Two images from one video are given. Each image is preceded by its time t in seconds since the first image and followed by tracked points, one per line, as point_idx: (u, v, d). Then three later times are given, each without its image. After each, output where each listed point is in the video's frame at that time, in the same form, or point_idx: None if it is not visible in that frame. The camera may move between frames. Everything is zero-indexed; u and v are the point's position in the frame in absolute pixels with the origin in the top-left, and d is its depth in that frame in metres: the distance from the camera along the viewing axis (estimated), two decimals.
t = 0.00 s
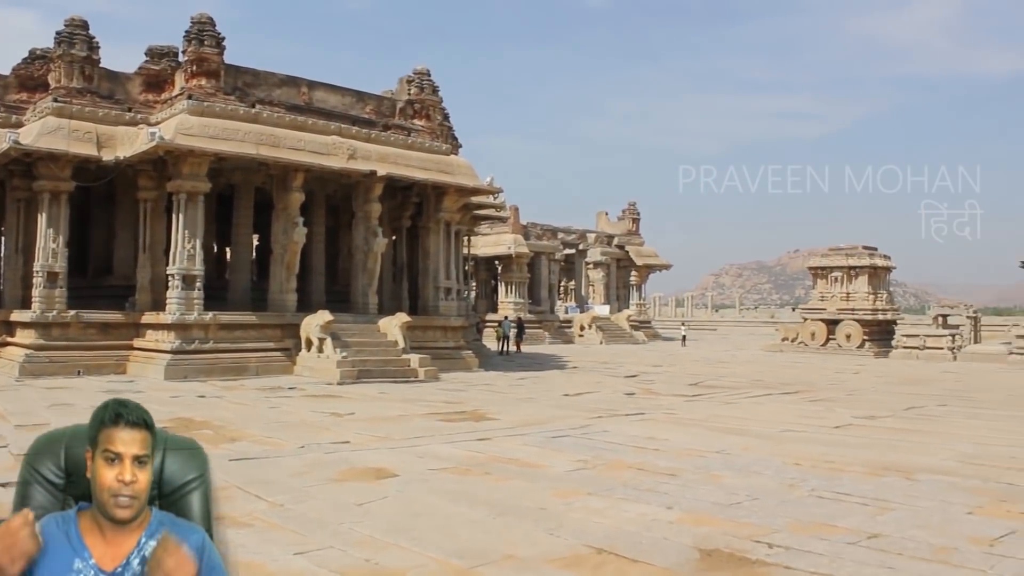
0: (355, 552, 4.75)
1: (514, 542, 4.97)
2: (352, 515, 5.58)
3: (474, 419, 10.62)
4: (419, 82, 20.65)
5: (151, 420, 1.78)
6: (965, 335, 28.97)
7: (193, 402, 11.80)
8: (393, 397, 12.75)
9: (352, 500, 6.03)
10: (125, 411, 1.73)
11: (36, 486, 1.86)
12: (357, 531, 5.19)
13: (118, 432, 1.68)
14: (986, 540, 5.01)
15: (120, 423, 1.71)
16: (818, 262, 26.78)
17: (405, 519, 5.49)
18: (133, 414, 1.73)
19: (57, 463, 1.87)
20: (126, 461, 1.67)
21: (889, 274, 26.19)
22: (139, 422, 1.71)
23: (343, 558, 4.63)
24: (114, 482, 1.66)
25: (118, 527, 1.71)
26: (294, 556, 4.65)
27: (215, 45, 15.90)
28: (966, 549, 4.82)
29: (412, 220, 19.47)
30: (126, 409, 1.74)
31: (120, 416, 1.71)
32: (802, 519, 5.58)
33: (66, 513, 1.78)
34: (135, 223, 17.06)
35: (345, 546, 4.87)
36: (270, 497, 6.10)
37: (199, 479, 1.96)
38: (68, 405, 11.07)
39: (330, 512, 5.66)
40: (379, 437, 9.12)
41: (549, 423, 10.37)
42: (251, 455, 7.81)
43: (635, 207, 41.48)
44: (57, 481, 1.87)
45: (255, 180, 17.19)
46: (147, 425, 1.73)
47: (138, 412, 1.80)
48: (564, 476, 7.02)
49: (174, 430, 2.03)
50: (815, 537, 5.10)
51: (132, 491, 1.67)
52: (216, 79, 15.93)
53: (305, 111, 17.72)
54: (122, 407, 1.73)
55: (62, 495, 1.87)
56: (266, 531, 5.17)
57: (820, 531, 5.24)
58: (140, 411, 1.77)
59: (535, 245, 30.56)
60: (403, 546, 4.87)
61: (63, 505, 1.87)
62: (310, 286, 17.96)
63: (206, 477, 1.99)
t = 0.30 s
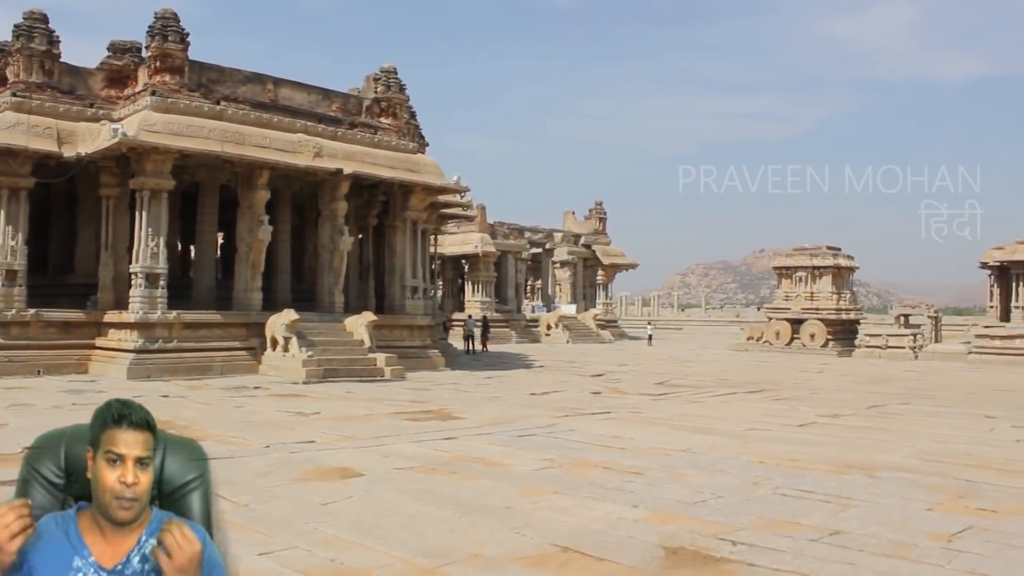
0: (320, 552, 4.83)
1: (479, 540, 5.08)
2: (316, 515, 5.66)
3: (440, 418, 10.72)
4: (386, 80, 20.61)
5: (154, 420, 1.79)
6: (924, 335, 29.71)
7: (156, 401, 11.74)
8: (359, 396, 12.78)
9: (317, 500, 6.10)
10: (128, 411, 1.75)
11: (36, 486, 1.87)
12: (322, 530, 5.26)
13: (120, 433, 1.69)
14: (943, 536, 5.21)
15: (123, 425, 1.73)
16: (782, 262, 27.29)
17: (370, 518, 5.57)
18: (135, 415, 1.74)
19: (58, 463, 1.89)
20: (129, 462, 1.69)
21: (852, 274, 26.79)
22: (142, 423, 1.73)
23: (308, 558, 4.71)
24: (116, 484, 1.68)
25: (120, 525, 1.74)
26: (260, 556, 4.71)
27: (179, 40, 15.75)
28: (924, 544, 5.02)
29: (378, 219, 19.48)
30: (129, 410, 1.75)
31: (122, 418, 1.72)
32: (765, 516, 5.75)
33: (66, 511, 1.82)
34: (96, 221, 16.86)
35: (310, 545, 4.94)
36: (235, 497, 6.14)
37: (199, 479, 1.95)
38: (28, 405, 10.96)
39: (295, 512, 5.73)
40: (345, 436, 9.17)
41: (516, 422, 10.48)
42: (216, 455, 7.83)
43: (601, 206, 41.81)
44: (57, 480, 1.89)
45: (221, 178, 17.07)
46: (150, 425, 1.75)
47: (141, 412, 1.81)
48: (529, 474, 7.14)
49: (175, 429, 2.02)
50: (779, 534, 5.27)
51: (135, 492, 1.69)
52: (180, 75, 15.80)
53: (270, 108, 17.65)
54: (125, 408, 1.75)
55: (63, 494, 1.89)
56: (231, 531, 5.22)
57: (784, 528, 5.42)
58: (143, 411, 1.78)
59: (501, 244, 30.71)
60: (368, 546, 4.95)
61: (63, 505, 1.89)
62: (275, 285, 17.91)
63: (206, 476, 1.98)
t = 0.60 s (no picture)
0: (298, 551, 4.87)
1: (457, 540, 5.14)
2: (295, 515, 5.70)
3: (419, 417, 10.77)
4: (365, 78, 20.58)
5: (154, 421, 1.81)
6: (901, 334, 30.11)
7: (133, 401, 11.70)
8: (338, 396, 12.80)
9: (295, 499, 6.14)
10: (129, 412, 1.76)
11: (36, 486, 1.96)
12: (300, 530, 5.31)
13: (120, 432, 1.71)
14: (918, 533, 5.34)
15: (124, 423, 1.74)
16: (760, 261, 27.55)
17: (349, 518, 5.62)
18: (136, 415, 1.76)
19: (57, 463, 1.98)
20: (129, 462, 1.71)
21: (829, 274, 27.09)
22: (142, 422, 1.75)
23: (286, 558, 4.75)
24: (116, 483, 1.69)
25: (119, 525, 1.74)
26: (237, 556, 4.75)
27: (157, 37, 15.67)
28: (899, 542, 5.14)
29: (357, 218, 19.48)
30: (129, 410, 1.77)
31: (123, 417, 1.74)
32: (743, 514, 5.86)
33: (65, 512, 1.82)
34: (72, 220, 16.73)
35: (288, 545, 4.98)
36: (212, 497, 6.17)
37: (199, 479, 2.02)
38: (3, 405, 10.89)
39: (273, 511, 5.77)
40: (323, 436, 9.20)
41: (495, 421, 10.56)
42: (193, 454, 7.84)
43: (581, 206, 42.00)
44: (56, 480, 1.97)
45: (199, 176, 17.01)
46: (150, 426, 1.77)
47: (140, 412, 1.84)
48: (508, 473, 7.22)
49: (175, 430, 2.09)
50: (756, 532, 5.38)
51: (136, 491, 1.70)
52: (158, 72, 15.72)
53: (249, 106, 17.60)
54: (125, 409, 1.76)
55: (62, 494, 1.97)
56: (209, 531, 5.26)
57: (761, 526, 5.52)
58: (143, 411, 1.80)
59: (481, 243, 30.79)
60: (346, 545, 5.01)
61: (64, 504, 1.97)
62: (253, 284, 17.87)
63: (206, 477, 2.05)
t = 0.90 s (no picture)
0: (277, 550, 4.88)
1: (436, 538, 5.17)
2: (274, 514, 5.70)
3: (398, 416, 10.77)
4: (344, 75, 20.51)
5: (156, 420, 1.84)
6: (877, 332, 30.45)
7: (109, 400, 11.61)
8: (317, 394, 12.78)
9: (273, 498, 6.14)
10: (130, 411, 1.79)
11: (36, 485, 1.98)
12: (278, 529, 5.32)
13: (122, 431, 1.74)
14: (893, 530, 5.44)
15: (125, 422, 1.77)
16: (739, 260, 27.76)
17: (327, 517, 5.64)
18: (138, 414, 1.79)
19: (57, 464, 2.00)
20: (131, 460, 1.73)
21: (806, 273, 27.40)
22: (143, 422, 1.77)
23: (265, 557, 4.76)
24: (117, 481, 1.71)
25: (118, 525, 1.76)
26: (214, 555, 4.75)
27: (134, 33, 15.58)
28: (875, 538, 5.23)
29: (336, 216, 19.42)
30: (131, 409, 1.79)
31: (125, 416, 1.77)
32: (720, 512, 5.93)
33: (65, 512, 1.83)
34: (48, 217, 16.57)
35: (267, 544, 4.99)
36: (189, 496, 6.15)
37: (198, 479, 2.05)
38: None
39: (251, 510, 5.77)
40: (302, 434, 9.20)
41: (474, 419, 10.60)
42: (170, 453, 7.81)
43: (561, 205, 42.15)
44: (56, 480, 1.99)
45: (176, 173, 16.88)
46: (152, 425, 1.79)
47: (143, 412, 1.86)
48: (487, 472, 7.26)
49: (175, 431, 2.12)
50: (734, 530, 5.45)
51: (138, 488, 1.72)
52: (135, 68, 15.62)
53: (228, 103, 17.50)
54: (127, 407, 1.79)
55: (62, 494, 1.99)
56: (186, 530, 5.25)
57: (738, 524, 5.60)
58: (145, 411, 1.83)
59: (461, 241, 30.84)
60: (325, 544, 5.02)
61: (64, 504, 1.99)
62: (231, 282, 17.79)
63: (206, 477, 2.07)
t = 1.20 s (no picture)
0: (248, 550, 4.87)
1: (409, 538, 5.18)
2: (245, 514, 5.68)
3: (371, 415, 10.75)
4: (319, 73, 20.40)
5: (155, 420, 1.87)
6: (848, 332, 30.82)
7: (78, 399, 11.48)
8: (290, 393, 12.72)
9: (245, 498, 6.12)
10: (130, 411, 1.82)
11: (35, 485, 1.98)
12: (250, 529, 5.30)
13: (121, 431, 1.76)
14: (863, 527, 5.53)
15: (125, 423, 1.79)
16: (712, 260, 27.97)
17: (299, 516, 5.63)
18: (137, 414, 1.82)
19: (57, 463, 1.99)
20: (132, 459, 1.76)
21: (779, 272, 27.74)
22: (143, 421, 1.80)
23: (235, 557, 4.74)
24: (117, 481, 1.74)
25: (118, 524, 1.77)
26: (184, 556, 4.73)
27: (104, 27, 15.28)
28: (846, 535, 5.32)
29: (310, 213, 19.33)
30: (130, 409, 1.82)
31: (125, 416, 1.79)
32: (693, 510, 6.00)
33: (64, 513, 1.85)
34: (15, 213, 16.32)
35: (238, 544, 4.97)
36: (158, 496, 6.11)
37: (199, 479, 2.06)
38: None
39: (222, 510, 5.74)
40: (274, 433, 9.16)
41: (448, 418, 10.61)
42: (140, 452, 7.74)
43: (535, 204, 42.26)
44: (56, 480, 1.99)
45: (148, 170, 16.69)
46: (150, 425, 1.82)
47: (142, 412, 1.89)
48: (461, 471, 7.28)
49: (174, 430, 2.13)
50: (706, 528, 5.52)
51: (138, 488, 1.75)
52: (106, 63, 15.44)
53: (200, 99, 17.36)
54: (127, 407, 1.82)
55: (62, 494, 1.99)
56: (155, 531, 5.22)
57: (709, 522, 5.66)
58: (144, 412, 1.86)
59: (435, 240, 30.82)
60: (297, 544, 5.01)
61: (63, 504, 1.99)
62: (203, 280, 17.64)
63: (206, 477, 2.08)
